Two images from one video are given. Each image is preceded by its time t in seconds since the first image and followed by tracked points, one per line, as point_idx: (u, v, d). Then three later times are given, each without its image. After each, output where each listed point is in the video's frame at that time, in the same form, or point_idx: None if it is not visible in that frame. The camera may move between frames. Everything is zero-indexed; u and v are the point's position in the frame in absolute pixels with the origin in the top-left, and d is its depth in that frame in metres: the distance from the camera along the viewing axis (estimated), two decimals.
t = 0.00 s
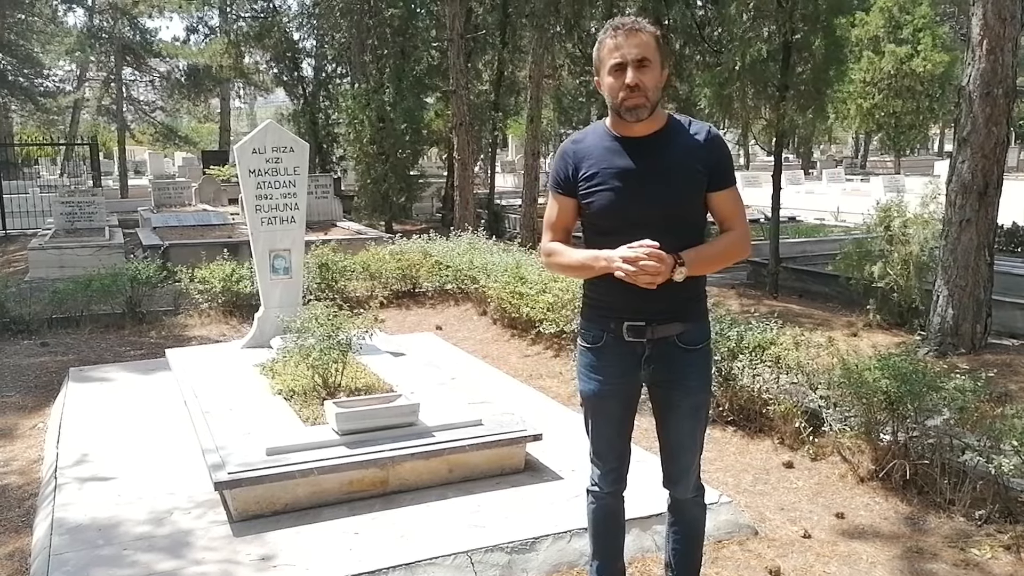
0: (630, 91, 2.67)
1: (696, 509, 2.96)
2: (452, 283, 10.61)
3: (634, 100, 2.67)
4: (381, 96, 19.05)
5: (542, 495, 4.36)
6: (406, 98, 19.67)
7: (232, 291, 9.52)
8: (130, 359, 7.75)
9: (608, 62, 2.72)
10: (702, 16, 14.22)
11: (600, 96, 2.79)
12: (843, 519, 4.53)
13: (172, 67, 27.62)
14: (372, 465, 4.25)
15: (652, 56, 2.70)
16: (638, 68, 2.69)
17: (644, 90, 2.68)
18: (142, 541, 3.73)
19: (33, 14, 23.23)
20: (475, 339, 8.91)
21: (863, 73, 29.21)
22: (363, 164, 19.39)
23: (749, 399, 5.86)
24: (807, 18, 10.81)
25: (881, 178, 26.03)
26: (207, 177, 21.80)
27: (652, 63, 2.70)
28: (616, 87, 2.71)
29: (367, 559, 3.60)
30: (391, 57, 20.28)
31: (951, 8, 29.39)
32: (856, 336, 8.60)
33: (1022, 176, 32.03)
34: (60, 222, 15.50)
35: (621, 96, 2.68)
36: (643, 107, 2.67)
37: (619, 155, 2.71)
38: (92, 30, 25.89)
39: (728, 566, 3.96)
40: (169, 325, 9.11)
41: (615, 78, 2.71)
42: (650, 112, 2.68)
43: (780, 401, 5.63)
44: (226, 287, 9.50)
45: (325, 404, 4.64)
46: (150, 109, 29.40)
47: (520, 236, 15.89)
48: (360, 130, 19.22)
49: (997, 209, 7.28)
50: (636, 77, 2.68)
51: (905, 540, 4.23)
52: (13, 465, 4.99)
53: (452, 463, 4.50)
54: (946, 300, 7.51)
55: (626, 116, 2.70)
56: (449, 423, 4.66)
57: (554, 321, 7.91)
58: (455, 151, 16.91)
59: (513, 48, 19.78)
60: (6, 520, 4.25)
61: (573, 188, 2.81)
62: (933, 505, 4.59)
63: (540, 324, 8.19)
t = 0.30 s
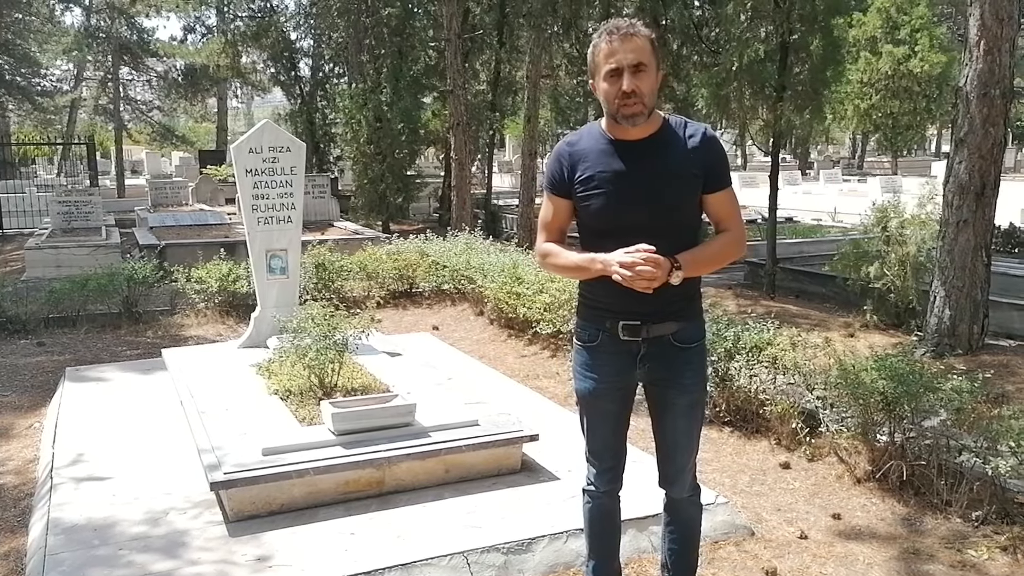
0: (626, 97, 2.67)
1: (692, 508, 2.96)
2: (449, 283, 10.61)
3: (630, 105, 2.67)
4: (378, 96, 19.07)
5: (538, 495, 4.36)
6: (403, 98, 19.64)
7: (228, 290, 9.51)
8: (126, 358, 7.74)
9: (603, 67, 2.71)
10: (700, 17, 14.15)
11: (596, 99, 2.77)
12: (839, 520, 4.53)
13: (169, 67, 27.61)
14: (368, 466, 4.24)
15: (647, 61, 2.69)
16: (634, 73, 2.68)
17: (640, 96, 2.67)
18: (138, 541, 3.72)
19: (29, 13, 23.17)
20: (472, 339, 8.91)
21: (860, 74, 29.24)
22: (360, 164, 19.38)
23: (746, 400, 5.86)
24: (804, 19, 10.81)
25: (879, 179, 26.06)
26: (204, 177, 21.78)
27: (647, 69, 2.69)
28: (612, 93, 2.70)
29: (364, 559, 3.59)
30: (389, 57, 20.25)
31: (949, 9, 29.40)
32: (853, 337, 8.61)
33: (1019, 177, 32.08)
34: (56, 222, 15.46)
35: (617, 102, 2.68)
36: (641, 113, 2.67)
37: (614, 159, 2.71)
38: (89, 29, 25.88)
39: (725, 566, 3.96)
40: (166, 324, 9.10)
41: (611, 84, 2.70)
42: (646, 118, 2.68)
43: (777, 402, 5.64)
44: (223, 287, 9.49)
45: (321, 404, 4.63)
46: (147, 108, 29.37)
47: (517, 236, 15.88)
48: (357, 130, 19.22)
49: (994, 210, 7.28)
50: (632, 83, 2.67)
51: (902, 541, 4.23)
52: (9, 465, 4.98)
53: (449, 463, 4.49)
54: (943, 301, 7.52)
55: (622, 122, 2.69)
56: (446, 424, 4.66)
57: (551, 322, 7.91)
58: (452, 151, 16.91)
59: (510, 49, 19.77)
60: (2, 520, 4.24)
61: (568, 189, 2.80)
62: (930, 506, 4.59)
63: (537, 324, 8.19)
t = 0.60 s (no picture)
0: (625, 101, 2.66)
1: (689, 509, 2.96)
2: (446, 284, 10.60)
3: (628, 111, 2.66)
4: (375, 98, 19.09)
5: (535, 497, 4.36)
6: (400, 99, 19.56)
7: (224, 292, 9.51)
8: (122, 359, 7.73)
9: (602, 70, 2.69)
10: (696, 19, 14.16)
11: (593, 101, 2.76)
12: (836, 522, 4.53)
13: (166, 68, 27.58)
14: (364, 467, 4.23)
15: (646, 67, 2.69)
16: (633, 79, 2.67)
17: (638, 101, 2.66)
18: (133, 543, 3.71)
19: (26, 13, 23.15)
20: (468, 341, 8.91)
21: (857, 76, 29.32)
22: (358, 165, 19.43)
23: (742, 402, 5.87)
24: (801, 21, 10.84)
25: (875, 181, 26.12)
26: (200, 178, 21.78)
27: (646, 74, 2.69)
28: (610, 96, 2.68)
29: (360, 561, 3.59)
30: (386, 58, 20.14)
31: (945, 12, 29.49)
32: (849, 339, 8.62)
33: (1015, 179, 32.17)
34: (52, 222, 15.42)
35: (615, 106, 2.67)
36: (638, 121, 2.66)
37: (611, 161, 2.71)
38: (86, 30, 25.87)
39: (721, 569, 3.96)
40: (162, 325, 9.09)
41: (609, 87, 2.68)
42: (643, 122, 2.68)
43: (773, 403, 5.64)
44: (219, 288, 9.48)
45: (317, 406, 4.62)
46: (144, 109, 29.34)
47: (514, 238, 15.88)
48: (354, 131, 19.24)
49: (991, 212, 7.29)
50: (631, 89, 2.66)
51: (898, 544, 4.23)
52: (4, 466, 4.96)
53: (445, 465, 4.49)
54: (939, 303, 7.54)
55: (618, 125, 2.69)
56: (442, 425, 4.65)
57: (547, 323, 7.92)
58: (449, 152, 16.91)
59: (507, 50, 19.79)
60: None
61: (565, 190, 2.80)
62: (926, 508, 4.60)
63: (534, 326, 8.19)
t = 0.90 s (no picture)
0: (635, 87, 2.68)
1: (689, 511, 2.96)
2: (444, 282, 10.59)
3: (636, 97, 2.69)
4: (373, 96, 19.06)
5: (534, 496, 4.35)
6: (397, 97, 19.58)
7: (223, 289, 9.50)
8: (120, 357, 7.71)
9: (619, 54, 2.71)
10: (694, 17, 14.15)
11: (604, 90, 2.78)
12: (835, 520, 4.53)
13: (164, 66, 27.52)
14: (363, 465, 4.23)
15: (659, 58, 2.72)
16: (645, 67, 2.70)
17: (646, 89, 2.69)
18: (131, 540, 3.70)
19: (22, 10, 23.11)
20: (467, 339, 8.90)
21: (855, 74, 29.30)
22: (355, 163, 19.36)
23: (741, 400, 5.87)
24: (799, 19, 10.85)
25: (873, 180, 26.12)
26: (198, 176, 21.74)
27: (658, 64, 2.72)
28: (622, 80, 2.70)
29: (358, 560, 3.58)
30: (384, 56, 20.29)
31: (943, 10, 29.49)
32: (848, 337, 8.61)
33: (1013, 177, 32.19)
34: (50, 220, 15.38)
35: (625, 91, 2.69)
36: (643, 105, 2.68)
37: (616, 150, 2.72)
38: (83, 28, 25.82)
39: (720, 566, 3.96)
40: (160, 323, 9.07)
41: (623, 71, 2.70)
42: (648, 110, 2.70)
43: (772, 401, 5.64)
44: (217, 286, 9.47)
45: (316, 404, 4.61)
46: (141, 107, 29.28)
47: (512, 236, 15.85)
48: (352, 129, 19.20)
49: (990, 211, 7.30)
50: (642, 76, 2.69)
51: (897, 541, 4.24)
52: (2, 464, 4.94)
53: (444, 463, 4.49)
54: (938, 302, 7.55)
55: (624, 111, 2.71)
56: (442, 423, 4.65)
57: (546, 321, 7.91)
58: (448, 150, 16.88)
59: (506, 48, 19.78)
60: None
61: (567, 186, 2.80)
62: (925, 506, 4.60)
63: (532, 324, 8.18)
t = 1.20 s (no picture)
0: (628, 80, 2.66)
1: (682, 504, 2.96)
2: (437, 277, 10.57)
3: (630, 90, 2.67)
4: (365, 91, 19.00)
5: (528, 491, 4.35)
6: (390, 91, 19.59)
7: (215, 285, 9.46)
8: (112, 353, 7.68)
9: (611, 49, 2.70)
10: (687, 12, 14.13)
11: (597, 84, 2.77)
12: (828, 514, 4.54)
13: (155, 60, 27.38)
14: (356, 460, 4.22)
15: (652, 52, 2.71)
16: (638, 61, 2.68)
17: (640, 82, 2.67)
18: (123, 536, 3.68)
19: (12, 3, 22.96)
20: (460, 334, 8.90)
21: (847, 69, 29.32)
22: (348, 158, 19.29)
23: (734, 394, 5.87)
24: (791, 14, 10.82)
25: (865, 175, 26.17)
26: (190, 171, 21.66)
27: (651, 59, 2.70)
28: (615, 74, 2.69)
29: (350, 555, 3.57)
30: (376, 51, 20.29)
31: (935, 5, 29.51)
32: (840, 332, 8.63)
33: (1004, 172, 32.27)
34: (41, 214, 15.28)
35: (619, 84, 2.67)
36: (637, 98, 2.67)
37: (611, 144, 2.72)
38: (73, 22, 25.67)
39: (714, 561, 3.97)
40: (152, 319, 9.03)
41: (615, 66, 2.69)
42: (642, 104, 2.69)
43: (765, 396, 5.66)
44: (210, 281, 9.44)
45: (309, 399, 4.59)
46: (132, 102, 29.14)
47: (505, 231, 15.82)
48: (344, 123, 19.11)
49: (981, 205, 7.32)
50: (635, 70, 2.67)
51: (890, 536, 4.25)
52: None
53: (437, 458, 4.48)
54: (930, 296, 7.56)
55: (619, 104, 2.70)
56: (435, 418, 4.64)
57: (539, 317, 7.91)
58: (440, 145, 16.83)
59: (498, 43, 19.71)
60: None
61: (563, 181, 2.80)
62: (918, 500, 4.62)
63: (526, 319, 8.17)
